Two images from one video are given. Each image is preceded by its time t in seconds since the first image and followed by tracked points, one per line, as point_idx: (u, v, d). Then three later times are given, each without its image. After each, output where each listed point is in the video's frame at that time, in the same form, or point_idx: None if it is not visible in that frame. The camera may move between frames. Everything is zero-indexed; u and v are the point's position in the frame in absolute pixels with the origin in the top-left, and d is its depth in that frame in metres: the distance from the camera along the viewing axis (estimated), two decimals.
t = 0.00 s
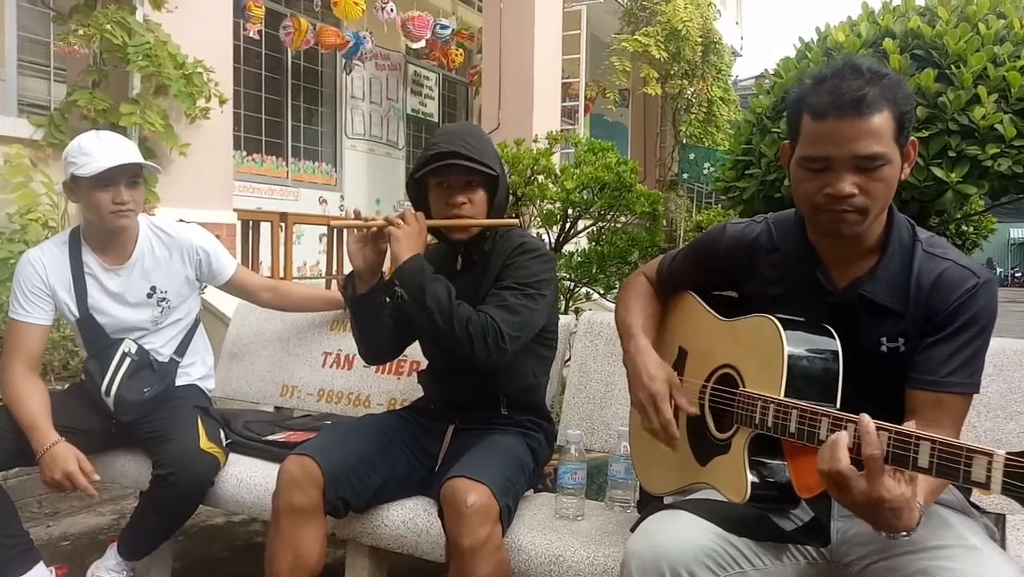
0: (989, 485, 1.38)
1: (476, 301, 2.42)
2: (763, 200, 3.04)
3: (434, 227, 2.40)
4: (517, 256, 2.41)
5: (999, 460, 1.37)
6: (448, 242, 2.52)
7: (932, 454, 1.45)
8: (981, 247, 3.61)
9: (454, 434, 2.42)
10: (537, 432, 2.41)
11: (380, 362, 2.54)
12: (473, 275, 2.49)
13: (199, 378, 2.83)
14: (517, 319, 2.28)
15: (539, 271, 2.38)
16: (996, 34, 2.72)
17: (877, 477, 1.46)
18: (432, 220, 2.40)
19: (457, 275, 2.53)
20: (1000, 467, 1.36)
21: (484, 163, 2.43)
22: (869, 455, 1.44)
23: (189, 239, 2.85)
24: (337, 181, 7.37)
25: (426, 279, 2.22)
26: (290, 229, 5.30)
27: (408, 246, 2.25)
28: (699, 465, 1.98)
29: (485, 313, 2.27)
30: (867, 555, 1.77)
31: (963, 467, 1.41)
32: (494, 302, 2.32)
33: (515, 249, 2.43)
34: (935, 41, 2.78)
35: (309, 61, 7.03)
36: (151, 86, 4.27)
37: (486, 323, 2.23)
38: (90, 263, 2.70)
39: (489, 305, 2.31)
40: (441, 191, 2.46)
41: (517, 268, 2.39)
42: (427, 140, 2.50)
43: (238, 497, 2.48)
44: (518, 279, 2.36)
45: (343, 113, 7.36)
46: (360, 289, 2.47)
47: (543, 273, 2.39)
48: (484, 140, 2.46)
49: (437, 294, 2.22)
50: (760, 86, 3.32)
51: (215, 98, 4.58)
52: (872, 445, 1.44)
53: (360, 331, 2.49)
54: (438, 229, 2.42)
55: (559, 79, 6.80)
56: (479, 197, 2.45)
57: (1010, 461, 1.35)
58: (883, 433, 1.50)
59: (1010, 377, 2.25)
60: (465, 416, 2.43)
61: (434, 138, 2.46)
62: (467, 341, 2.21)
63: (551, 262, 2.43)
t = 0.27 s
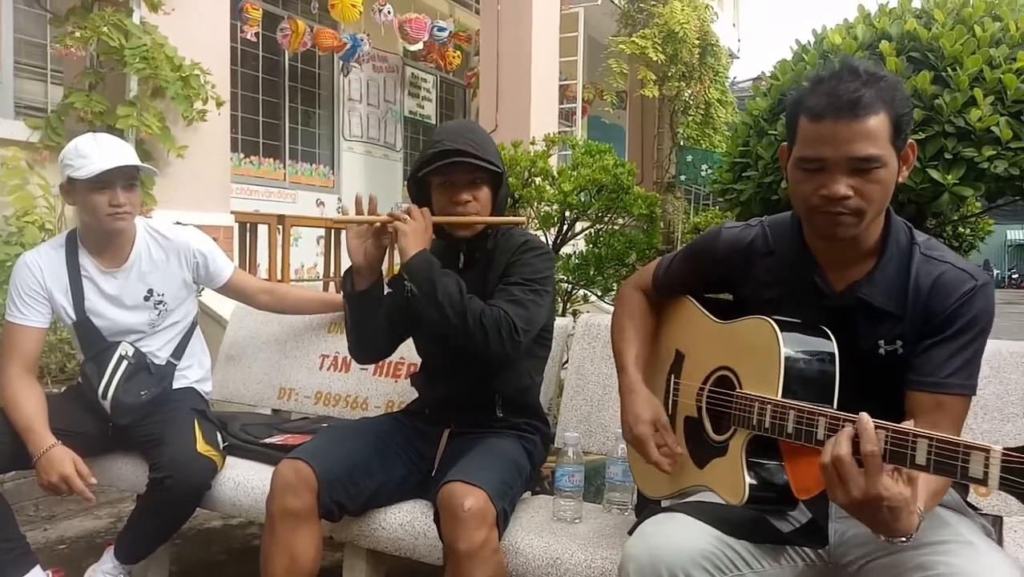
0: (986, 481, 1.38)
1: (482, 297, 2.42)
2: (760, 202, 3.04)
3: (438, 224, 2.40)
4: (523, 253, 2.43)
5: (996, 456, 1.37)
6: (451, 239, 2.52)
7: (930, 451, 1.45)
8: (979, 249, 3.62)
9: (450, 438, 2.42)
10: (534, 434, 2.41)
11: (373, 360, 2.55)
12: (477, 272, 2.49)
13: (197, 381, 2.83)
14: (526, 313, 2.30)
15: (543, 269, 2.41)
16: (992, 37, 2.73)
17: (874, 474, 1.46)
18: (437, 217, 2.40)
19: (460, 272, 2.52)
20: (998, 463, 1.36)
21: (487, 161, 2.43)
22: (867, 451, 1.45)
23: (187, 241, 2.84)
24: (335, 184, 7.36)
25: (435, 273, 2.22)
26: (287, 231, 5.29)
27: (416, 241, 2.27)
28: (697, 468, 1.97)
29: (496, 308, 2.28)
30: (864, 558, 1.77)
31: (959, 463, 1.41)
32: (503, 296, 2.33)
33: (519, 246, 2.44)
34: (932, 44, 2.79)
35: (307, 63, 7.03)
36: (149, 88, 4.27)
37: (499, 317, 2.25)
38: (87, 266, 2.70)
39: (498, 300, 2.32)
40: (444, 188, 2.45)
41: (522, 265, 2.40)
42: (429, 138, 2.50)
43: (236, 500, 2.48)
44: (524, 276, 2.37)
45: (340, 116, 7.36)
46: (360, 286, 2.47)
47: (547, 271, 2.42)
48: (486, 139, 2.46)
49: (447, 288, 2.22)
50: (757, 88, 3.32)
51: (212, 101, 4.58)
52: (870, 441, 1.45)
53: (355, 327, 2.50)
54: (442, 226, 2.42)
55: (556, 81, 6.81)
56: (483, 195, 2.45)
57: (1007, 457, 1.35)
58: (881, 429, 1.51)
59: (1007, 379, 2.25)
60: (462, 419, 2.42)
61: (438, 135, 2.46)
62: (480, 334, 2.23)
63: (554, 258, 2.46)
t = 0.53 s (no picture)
0: (982, 479, 1.39)
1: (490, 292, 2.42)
2: (759, 201, 3.04)
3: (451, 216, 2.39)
4: (532, 251, 2.44)
5: (993, 453, 1.37)
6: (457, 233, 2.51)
7: (925, 449, 1.45)
8: (978, 248, 3.62)
9: (451, 437, 2.42)
10: (534, 433, 2.41)
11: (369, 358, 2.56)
12: (484, 267, 2.49)
13: (195, 380, 2.83)
14: (539, 309, 2.34)
15: (551, 267, 2.43)
16: (990, 36, 2.73)
17: (871, 473, 1.45)
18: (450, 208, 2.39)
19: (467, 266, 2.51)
20: (994, 461, 1.37)
21: (503, 153, 2.43)
22: (863, 449, 1.45)
23: (185, 240, 2.84)
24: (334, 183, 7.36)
25: (455, 264, 2.21)
26: (286, 231, 5.29)
27: (434, 232, 2.24)
28: (695, 467, 1.97)
29: (511, 303, 2.29)
30: (863, 556, 1.77)
31: (956, 461, 1.41)
32: (515, 292, 2.35)
33: (528, 244, 2.46)
34: (930, 43, 2.79)
35: (306, 63, 7.03)
36: (147, 88, 4.27)
37: (517, 313, 2.26)
38: (85, 265, 2.69)
39: (512, 295, 2.34)
40: (459, 178, 2.44)
41: (532, 262, 2.42)
42: (445, 128, 2.48)
43: (234, 500, 2.47)
44: (535, 272, 2.39)
45: (339, 115, 7.35)
46: (363, 278, 2.45)
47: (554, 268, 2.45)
48: (501, 133, 2.46)
49: (467, 279, 2.21)
50: (756, 87, 3.32)
51: (210, 100, 4.58)
52: (865, 439, 1.45)
53: (354, 321, 2.49)
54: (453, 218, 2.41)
55: (555, 81, 6.81)
56: (497, 189, 2.45)
57: (1003, 454, 1.36)
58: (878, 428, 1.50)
59: (1007, 377, 2.25)
60: (462, 418, 2.42)
61: (456, 126, 2.45)
62: (499, 329, 2.24)
63: (558, 256, 2.48)
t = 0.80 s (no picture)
0: (987, 477, 1.39)
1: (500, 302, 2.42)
2: (760, 201, 3.05)
3: (461, 224, 2.39)
4: (540, 259, 2.45)
5: (997, 451, 1.38)
6: (465, 240, 2.51)
7: (930, 448, 1.45)
8: (979, 249, 3.62)
9: (454, 436, 2.41)
10: (536, 432, 2.42)
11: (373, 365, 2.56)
12: (492, 275, 2.48)
13: (197, 379, 2.83)
14: (550, 320, 2.35)
15: (559, 275, 2.44)
16: (992, 36, 2.73)
17: (876, 472, 1.46)
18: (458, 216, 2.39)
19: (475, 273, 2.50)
20: (998, 459, 1.37)
21: (508, 159, 2.44)
22: (868, 448, 1.45)
23: (187, 239, 2.84)
24: (335, 182, 7.36)
25: (469, 276, 2.22)
26: (287, 230, 5.29)
27: (447, 242, 2.24)
28: (697, 467, 1.97)
29: (524, 315, 2.31)
30: (864, 556, 1.77)
31: (960, 459, 1.41)
32: (526, 303, 2.36)
33: (537, 252, 2.46)
34: (932, 43, 2.79)
35: (307, 62, 7.03)
36: (149, 87, 4.27)
37: (530, 325, 2.28)
38: (87, 264, 2.70)
39: (523, 305, 2.35)
40: (465, 187, 2.43)
41: (541, 271, 2.43)
42: (447, 137, 2.48)
43: (236, 499, 2.48)
44: (545, 282, 2.41)
45: (341, 114, 7.36)
46: (372, 289, 2.45)
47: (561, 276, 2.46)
48: (503, 139, 2.47)
49: (481, 291, 2.22)
50: (757, 87, 3.32)
51: (212, 99, 4.58)
52: (870, 438, 1.45)
53: (360, 330, 2.49)
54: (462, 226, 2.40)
55: (557, 80, 6.81)
56: (503, 194, 2.45)
57: (1008, 452, 1.36)
58: (880, 426, 1.51)
59: (1008, 378, 2.25)
60: (464, 417, 2.42)
61: (458, 135, 2.45)
62: (513, 341, 2.25)
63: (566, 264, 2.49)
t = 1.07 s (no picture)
0: (979, 479, 1.39)
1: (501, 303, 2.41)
2: (760, 203, 3.05)
3: (462, 226, 2.38)
4: (540, 260, 2.45)
5: (989, 453, 1.38)
6: (465, 242, 2.51)
7: (923, 450, 1.46)
8: (980, 250, 3.62)
9: (454, 439, 2.41)
10: (536, 434, 2.42)
11: (371, 365, 2.56)
12: (493, 276, 2.48)
13: (198, 381, 2.84)
14: (552, 321, 2.36)
15: (560, 276, 2.45)
16: (992, 38, 2.73)
17: (869, 472, 1.45)
18: (460, 219, 2.39)
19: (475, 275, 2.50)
20: (990, 460, 1.37)
21: (510, 162, 2.44)
22: (861, 449, 1.45)
23: (188, 242, 2.84)
24: (336, 184, 7.37)
25: (472, 278, 2.21)
26: (288, 232, 5.30)
27: (449, 244, 2.23)
28: (697, 469, 1.97)
29: (526, 317, 2.31)
30: (865, 558, 1.77)
31: (952, 461, 1.41)
32: (528, 305, 2.36)
33: (537, 253, 2.46)
34: (932, 45, 2.79)
35: (308, 64, 7.04)
36: (150, 89, 4.28)
37: (532, 327, 2.28)
38: (87, 267, 2.70)
39: (524, 307, 2.35)
40: (467, 188, 2.44)
41: (542, 273, 2.43)
42: (450, 137, 2.47)
43: (236, 501, 2.48)
44: (546, 283, 2.41)
45: (342, 116, 7.37)
46: (372, 291, 2.46)
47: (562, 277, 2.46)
48: (506, 140, 2.47)
49: (484, 293, 2.22)
50: (758, 89, 3.32)
51: (213, 102, 4.58)
52: (864, 439, 1.45)
53: (359, 334, 2.49)
54: (463, 228, 2.40)
55: (557, 82, 6.81)
56: (505, 196, 2.46)
57: (999, 454, 1.36)
58: (874, 428, 1.52)
59: (1008, 379, 2.25)
60: (465, 419, 2.42)
61: (462, 135, 2.44)
62: (515, 343, 2.25)
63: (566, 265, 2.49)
